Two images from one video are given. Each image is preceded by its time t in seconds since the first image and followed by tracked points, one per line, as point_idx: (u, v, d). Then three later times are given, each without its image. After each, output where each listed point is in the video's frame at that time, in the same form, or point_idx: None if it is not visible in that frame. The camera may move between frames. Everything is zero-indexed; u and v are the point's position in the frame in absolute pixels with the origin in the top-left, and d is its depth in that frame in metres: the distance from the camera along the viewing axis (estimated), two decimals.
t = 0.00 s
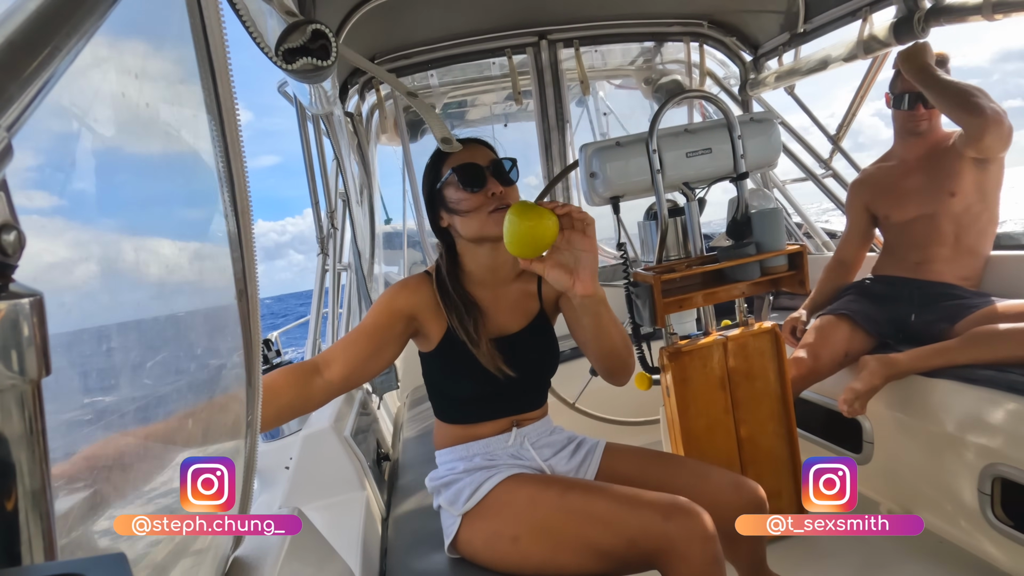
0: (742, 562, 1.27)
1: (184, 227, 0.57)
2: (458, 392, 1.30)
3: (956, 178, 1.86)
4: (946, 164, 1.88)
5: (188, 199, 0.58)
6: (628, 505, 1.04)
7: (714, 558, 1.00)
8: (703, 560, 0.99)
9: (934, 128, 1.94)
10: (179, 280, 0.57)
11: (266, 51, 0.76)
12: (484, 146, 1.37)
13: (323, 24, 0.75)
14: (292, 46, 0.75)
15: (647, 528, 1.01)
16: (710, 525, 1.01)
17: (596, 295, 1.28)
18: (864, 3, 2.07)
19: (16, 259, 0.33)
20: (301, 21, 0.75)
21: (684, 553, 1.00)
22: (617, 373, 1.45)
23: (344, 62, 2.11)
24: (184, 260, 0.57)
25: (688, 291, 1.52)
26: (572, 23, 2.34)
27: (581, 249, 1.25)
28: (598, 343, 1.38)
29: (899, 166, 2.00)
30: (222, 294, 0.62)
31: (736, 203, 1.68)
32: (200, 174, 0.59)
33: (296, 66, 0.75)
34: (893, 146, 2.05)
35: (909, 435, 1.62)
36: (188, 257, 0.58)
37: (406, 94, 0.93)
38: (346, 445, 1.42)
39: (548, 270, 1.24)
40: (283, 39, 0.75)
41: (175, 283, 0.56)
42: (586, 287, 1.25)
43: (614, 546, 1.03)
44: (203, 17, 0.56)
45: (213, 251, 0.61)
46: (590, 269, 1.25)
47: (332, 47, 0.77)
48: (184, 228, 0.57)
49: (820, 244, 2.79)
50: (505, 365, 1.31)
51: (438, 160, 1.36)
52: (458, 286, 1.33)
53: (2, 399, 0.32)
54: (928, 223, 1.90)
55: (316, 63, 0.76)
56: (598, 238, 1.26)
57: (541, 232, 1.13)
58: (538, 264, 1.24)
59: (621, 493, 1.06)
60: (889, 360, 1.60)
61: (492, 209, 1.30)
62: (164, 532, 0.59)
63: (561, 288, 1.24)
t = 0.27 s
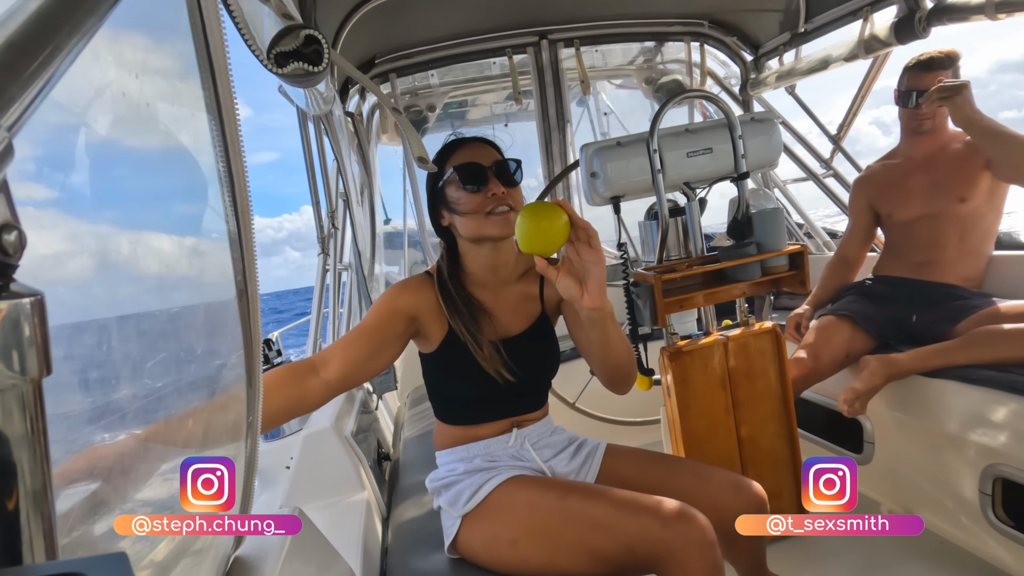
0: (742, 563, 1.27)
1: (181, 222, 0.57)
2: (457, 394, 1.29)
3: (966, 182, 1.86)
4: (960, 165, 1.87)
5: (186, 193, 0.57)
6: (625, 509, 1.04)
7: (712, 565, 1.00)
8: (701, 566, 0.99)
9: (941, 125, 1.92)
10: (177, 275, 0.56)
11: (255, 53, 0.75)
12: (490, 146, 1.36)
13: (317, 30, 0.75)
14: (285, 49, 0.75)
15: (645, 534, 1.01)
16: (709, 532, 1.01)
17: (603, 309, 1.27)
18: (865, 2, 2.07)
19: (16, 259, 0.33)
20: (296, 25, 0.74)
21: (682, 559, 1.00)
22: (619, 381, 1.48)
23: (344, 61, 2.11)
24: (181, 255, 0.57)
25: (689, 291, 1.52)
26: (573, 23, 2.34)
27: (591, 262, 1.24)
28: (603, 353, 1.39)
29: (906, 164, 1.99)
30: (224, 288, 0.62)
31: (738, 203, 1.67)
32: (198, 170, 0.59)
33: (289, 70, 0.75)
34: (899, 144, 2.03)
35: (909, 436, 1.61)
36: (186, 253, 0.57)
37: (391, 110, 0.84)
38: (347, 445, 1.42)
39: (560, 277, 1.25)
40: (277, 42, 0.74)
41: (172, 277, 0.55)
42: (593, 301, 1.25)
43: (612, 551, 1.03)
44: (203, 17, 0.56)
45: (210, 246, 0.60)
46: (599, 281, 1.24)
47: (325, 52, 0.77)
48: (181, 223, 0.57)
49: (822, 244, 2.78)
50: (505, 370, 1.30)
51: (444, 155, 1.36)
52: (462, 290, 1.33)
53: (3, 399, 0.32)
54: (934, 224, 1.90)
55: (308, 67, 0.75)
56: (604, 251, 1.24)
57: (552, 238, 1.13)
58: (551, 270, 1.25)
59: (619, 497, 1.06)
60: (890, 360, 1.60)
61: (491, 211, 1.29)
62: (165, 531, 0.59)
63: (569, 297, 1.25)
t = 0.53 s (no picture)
0: (742, 564, 1.26)
1: (177, 217, 0.56)
2: (455, 396, 1.29)
3: (982, 190, 1.88)
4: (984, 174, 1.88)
5: (182, 188, 0.57)
6: (624, 512, 1.04)
7: (711, 569, 0.99)
8: (700, 570, 0.99)
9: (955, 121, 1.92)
10: (172, 269, 0.55)
11: (250, 55, 0.74)
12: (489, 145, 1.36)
13: (315, 31, 0.75)
14: (281, 50, 0.74)
15: (644, 536, 1.01)
16: (708, 534, 1.01)
17: (603, 310, 1.28)
18: (866, 3, 2.07)
19: (17, 259, 0.33)
20: (293, 26, 0.73)
21: (681, 562, 1.00)
22: (618, 385, 1.49)
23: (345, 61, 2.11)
24: (176, 250, 0.56)
25: (690, 292, 1.52)
26: (574, 24, 2.34)
27: (591, 262, 1.24)
28: (603, 356, 1.40)
29: (917, 163, 1.99)
30: (221, 282, 0.61)
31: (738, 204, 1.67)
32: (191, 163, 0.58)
33: (284, 72, 0.74)
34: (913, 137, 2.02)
35: (909, 437, 1.61)
36: (181, 247, 0.57)
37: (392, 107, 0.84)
38: (347, 446, 1.42)
39: (560, 280, 1.24)
40: (272, 43, 0.73)
41: (168, 272, 0.55)
42: (594, 302, 1.25)
43: (611, 553, 1.03)
44: (203, 17, 0.56)
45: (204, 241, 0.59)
46: (597, 282, 1.24)
47: (323, 53, 0.76)
48: (176, 217, 0.56)
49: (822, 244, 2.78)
50: (502, 373, 1.30)
51: (444, 153, 1.35)
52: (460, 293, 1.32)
53: (3, 399, 0.32)
54: (941, 226, 1.92)
55: (304, 70, 0.75)
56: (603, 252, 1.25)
57: (551, 244, 1.12)
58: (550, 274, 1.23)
59: (618, 500, 1.06)
60: (890, 361, 1.61)
61: (488, 212, 1.29)
62: (166, 531, 0.59)
63: (569, 299, 1.25)
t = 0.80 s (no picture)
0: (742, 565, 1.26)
1: (171, 212, 0.56)
2: (451, 398, 1.29)
3: (995, 197, 1.89)
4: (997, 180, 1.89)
5: (176, 182, 0.56)
6: (621, 516, 1.04)
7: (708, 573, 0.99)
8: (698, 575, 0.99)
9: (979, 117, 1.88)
10: (165, 265, 0.55)
11: (242, 59, 0.73)
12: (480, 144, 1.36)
13: (305, 37, 0.75)
14: (272, 53, 0.75)
15: (641, 541, 1.02)
16: (706, 539, 1.01)
17: (598, 311, 1.29)
18: (867, 4, 2.08)
19: (17, 259, 0.33)
20: (285, 32, 0.75)
21: (679, 567, 1.00)
22: (616, 387, 1.49)
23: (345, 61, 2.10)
24: (169, 245, 0.56)
25: (690, 292, 1.52)
26: (574, 24, 2.35)
27: (581, 263, 1.25)
28: (599, 357, 1.40)
29: (938, 162, 1.96)
30: (220, 278, 0.61)
31: (739, 204, 1.67)
32: (191, 162, 0.58)
33: (275, 76, 0.74)
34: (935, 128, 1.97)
35: (909, 439, 1.61)
36: (174, 242, 0.56)
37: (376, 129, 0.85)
38: (347, 446, 1.42)
39: (550, 283, 1.23)
40: (265, 46, 0.74)
41: (161, 268, 0.54)
42: (587, 303, 1.26)
43: (607, 558, 1.04)
44: (203, 18, 0.57)
45: (196, 236, 0.59)
46: (590, 283, 1.25)
47: (314, 58, 0.76)
48: (171, 211, 0.56)
49: (822, 246, 2.77)
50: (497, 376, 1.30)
51: (434, 150, 1.35)
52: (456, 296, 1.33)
53: (3, 399, 0.32)
54: (949, 229, 1.92)
55: (295, 74, 0.75)
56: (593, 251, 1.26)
57: (535, 249, 1.12)
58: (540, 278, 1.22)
59: (615, 504, 1.06)
60: (890, 363, 1.61)
61: (480, 211, 1.29)
62: (166, 532, 0.59)
63: (563, 302, 1.24)
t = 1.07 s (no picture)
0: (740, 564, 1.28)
1: (161, 206, 0.55)
2: (444, 403, 1.29)
3: (1006, 198, 1.91)
4: (1011, 179, 1.91)
5: (167, 176, 0.55)
6: (618, 522, 1.06)
7: None
8: None
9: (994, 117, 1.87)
10: (151, 260, 0.54)
11: (247, 57, 0.73)
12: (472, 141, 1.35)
13: (310, 35, 0.75)
14: (276, 52, 0.75)
15: (639, 546, 1.04)
16: (703, 545, 1.04)
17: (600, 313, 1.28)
18: (867, 5, 2.05)
19: (17, 258, 0.33)
20: (289, 30, 0.74)
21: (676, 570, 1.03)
22: (616, 386, 1.49)
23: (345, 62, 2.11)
24: (155, 239, 0.54)
25: (690, 293, 1.52)
26: (574, 25, 2.35)
27: (584, 266, 1.24)
28: (601, 359, 1.41)
29: (952, 162, 1.97)
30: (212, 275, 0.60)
31: (739, 205, 1.67)
32: (185, 156, 0.58)
33: (280, 74, 0.74)
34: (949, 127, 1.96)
35: (907, 441, 1.62)
36: (165, 236, 0.55)
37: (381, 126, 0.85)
38: (347, 447, 1.42)
39: (552, 287, 1.23)
40: (268, 45, 0.74)
41: (146, 263, 0.53)
42: (590, 305, 1.25)
43: (604, 563, 1.06)
44: (203, 17, 0.56)
45: (182, 230, 0.57)
46: (593, 285, 1.24)
47: (318, 56, 0.76)
48: (160, 206, 0.55)
49: (822, 246, 2.77)
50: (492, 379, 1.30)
51: (427, 147, 1.35)
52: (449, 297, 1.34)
53: (3, 398, 0.32)
54: (956, 232, 1.95)
55: (299, 72, 0.75)
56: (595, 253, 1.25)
57: (535, 253, 1.12)
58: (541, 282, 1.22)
59: (611, 509, 1.08)
60: (890, 364, 1.61)
61: (474, 210, 1.30)
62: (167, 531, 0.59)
63: (565, 306, 1.24)
